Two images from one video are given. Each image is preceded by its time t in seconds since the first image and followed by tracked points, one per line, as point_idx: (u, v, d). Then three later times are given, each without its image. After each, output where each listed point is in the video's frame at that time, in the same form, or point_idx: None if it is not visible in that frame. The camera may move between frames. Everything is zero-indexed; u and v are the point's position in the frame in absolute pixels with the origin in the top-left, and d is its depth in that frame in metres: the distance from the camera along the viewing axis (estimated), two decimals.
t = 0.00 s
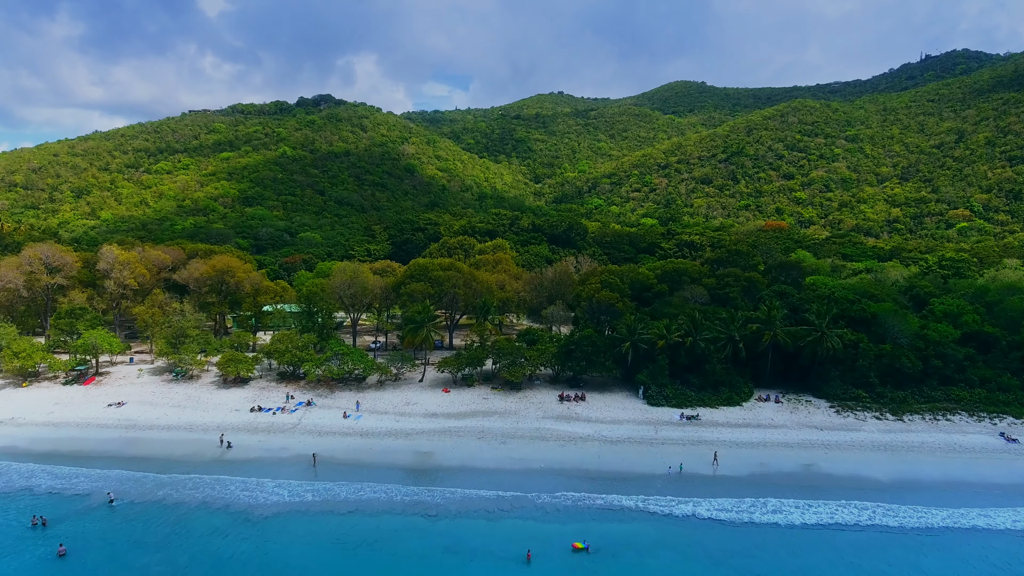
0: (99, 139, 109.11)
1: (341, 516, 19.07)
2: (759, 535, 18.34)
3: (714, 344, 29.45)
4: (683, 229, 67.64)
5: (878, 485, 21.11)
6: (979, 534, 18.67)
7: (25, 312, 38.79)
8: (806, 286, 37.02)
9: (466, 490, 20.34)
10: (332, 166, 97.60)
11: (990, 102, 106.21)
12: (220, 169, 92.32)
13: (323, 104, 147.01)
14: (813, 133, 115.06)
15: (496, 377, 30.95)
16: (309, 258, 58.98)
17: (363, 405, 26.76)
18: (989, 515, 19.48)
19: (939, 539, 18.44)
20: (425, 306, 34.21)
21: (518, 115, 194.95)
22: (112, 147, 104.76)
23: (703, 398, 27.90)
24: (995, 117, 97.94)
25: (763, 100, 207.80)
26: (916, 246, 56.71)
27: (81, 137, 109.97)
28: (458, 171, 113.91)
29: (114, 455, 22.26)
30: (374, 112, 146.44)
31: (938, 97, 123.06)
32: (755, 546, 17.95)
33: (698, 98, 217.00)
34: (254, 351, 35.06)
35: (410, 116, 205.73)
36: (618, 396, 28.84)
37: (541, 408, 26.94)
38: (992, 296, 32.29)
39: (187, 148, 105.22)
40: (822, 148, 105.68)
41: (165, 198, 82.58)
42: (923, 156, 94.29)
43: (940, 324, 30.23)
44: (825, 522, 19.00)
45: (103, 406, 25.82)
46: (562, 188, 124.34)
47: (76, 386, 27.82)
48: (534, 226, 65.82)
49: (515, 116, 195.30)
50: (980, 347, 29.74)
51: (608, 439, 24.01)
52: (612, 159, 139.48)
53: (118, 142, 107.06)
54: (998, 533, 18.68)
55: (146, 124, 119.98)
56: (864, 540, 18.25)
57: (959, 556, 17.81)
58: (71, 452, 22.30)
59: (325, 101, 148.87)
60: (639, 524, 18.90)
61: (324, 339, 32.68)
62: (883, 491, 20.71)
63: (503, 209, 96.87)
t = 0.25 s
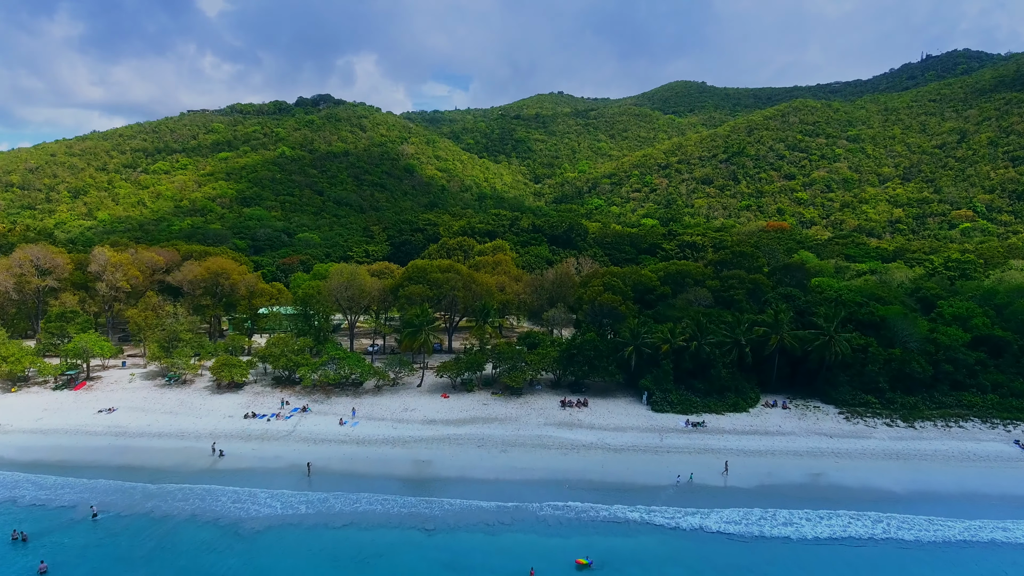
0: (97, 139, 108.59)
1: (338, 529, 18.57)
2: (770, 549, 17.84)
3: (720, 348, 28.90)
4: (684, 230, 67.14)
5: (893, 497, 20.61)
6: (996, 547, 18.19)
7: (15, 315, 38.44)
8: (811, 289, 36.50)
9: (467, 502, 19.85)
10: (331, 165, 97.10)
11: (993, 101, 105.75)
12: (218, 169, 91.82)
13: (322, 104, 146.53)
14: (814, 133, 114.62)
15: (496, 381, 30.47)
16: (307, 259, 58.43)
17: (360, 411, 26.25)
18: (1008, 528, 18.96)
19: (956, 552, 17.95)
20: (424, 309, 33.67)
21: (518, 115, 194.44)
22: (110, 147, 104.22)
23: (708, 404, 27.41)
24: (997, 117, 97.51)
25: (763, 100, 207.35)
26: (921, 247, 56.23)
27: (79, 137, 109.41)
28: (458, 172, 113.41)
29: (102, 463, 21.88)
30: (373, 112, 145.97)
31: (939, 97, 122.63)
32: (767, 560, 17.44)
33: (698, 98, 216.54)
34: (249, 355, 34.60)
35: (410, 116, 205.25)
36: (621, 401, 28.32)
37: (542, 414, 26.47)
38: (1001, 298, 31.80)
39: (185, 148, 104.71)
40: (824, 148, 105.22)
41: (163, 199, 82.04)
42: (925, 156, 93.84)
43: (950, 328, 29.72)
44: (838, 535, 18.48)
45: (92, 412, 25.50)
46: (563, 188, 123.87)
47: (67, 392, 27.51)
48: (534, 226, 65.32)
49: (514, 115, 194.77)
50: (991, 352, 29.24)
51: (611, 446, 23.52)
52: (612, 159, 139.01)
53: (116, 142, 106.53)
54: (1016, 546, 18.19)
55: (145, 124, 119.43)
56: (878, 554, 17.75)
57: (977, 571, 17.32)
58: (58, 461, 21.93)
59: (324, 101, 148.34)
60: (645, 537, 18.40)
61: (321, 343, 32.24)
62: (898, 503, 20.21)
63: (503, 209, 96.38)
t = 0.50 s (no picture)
0: (95, 139, 108.09)
1: (333, 544, 18.07)
2: (780, 564, 17.37)
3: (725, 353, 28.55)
4: (685, 231, 66.65)
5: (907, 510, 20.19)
6: (1014, 562, 17.75)
7: (6, 319, 38.29)
8: (817, 292, 35.99)
9: (469, 515, 19.38)
10: (330, 165, 96.62)
11: (995, 101, 105.25)
12: (217, 169, 91.32)
13: (322, 104, 146.02)
14: (815, 133, 114.15)
15: (496, 387, 29.92)
16: (305, 261, 57.90)
17: (355, 419, 25.89)
18: None
19: (973, 567, 17.49)
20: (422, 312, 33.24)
21: (517, 115, 193.90)
22: (108, 147, 103.75)
23: (714, 411, 27.09)
24: (999, 117, 97.04)
25: (764, 101, 206.79)
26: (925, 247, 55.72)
27: (77, 137, 108.88)
28: (458, 172, 112.91)
29: (89, 472, 21.61)
30: (373, 112, 145.47)
31: (941, 97, 122.18)
32: None
33: (698, 98, 215.98)
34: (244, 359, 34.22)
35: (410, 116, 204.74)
36: (624, 408, 27.94)
37: (543, 422, 26.04)
38: (1011, 301, 31.31)
39: (183, 148, 104.20)
40: (825, 148, 104.76)
41: (160, 199, 81.51)
42: (927, 156, 93.36)
43: (960, 332, 29.27)
44: (852, 550, 18.02)
45: (82, 420, 25.30)
46: (563, 188, 123.38)
47: (56, 398, 27.41)
48: (535, 227, 64.82)
49: (514, 115, 194.22)
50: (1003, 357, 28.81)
51: (615, 456, 23.09)
52: (613, 159, 138.50)
53: (114, 142, 106.00)
54: None
55: (143, 123, 118.89)
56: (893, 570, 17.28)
57: None
58: (46, 469, 21.73)
59: (323, 101, 147.81)
60: (652, 551, 17.91)
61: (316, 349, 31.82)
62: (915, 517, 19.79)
63: (503, 209, 95.89)
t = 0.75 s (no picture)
0: (93, 139, 107.62)
1: (328, 562, 17.49)
2: None
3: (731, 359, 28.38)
4: (687, 232, 66.17)
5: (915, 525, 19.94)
6: None
7: None
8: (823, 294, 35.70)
9: (468, 529, 18.95)
10: (329, 165, 96.12)
11: (998, 101, 104.58)
12: (215, 169, 90.84)
13: (321, 105, 145.53)
14: (817, 133, 113.64)
15: (496, 394, 29.39)
16: (303, 262, 57.42)
17: (351, 426, 25.49)
18: None
19: None
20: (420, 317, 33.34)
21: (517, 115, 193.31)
22: (106, 147, 103.37)
23: (719, 418, 27.07)
24: (1002, 116, 96.45)
25: (765, 101, 206.04)
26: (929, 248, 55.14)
27: (75, 137, 108.43)
28: (458, 172, 112.37)
29: (75, 482, 21.28)
30: (372, 113, 144.98)
31: (943, 97, 121.58)
32: None
33: (699, 99, 215.27)
34: (240, 363, 33.79)
35: (410, 117, 204.29)
36: (628, 416, 27.71)
37: (546, 429, 25.76)
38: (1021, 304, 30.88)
39: (182, 148, 103.77)
40: (827, 148, 104.26)
41: (158, 199, 80.98)
42: (930, 155, 92.79)
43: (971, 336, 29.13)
44: (861, 567, 17.69)
45: (71, 427, 24.98)
46: (563, 188, 122.83)
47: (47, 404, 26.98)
48: (535, 228, 64.27)
49: (514, 116, 193.64)
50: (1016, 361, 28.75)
51: (618, 467, 22.77)
52: (613, 160, 137.97)
53: (112, 142, 105.46)
54: None
55: (142, 123, 118.35)
56: None
57: None
58: (31, 478, 21.35)
59: (323, 101, 147.34)
60: (655, 566, 17.48)
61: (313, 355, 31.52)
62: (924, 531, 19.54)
63: (503, 210, 95.34)
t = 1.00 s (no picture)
0: (91, 139, 107.17)
1: None
2: None
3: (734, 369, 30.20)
4: (688, 233, 65.98)
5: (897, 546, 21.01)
6: None
7: None
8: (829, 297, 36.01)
9: (467, 544, 19.71)
10: (329, 165, 95.77)
11: (1000, 100, 104.16)
12: (214, 169, 90.51)
13: (321, 104, 144.97)
14: (818, 133, 113.29)
15: (495, 403, 29.20)
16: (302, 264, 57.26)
17: (347, 435, 26.35)
18: None
19: None
20: (416, 324, 35.32)
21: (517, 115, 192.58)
22: (104, 147, 103.02)
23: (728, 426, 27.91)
24: (1005, 116, 96.13)
25: (766, 100, 205.12)
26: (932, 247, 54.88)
27: (73, 137, 108.00)
28: (458, 172, 112.00)
29: (70, 493, 22.36)
30: (372, 112, 144.42)
31: (945, 96, 121.10)
32: None
33: (699, 98, 214.39)
34: (234, 368, 34.24)
35: (410, 116, 203.50)
36: (633, 424, 28.10)
37: (547, 438, 26.50)
38: None
39: (181, 148, 103.44)
40: (828, 148, 104.02)
41: (156, 199, 80.59)
42: (932, 155, 92.47)
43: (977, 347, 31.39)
44: None
45: (60, 436, 26.17)
46: (563, 188, 122.36)
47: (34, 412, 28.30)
48: (536, 228, 63.97)
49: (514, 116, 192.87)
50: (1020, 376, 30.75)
51: (618, 481, 23.70)
52: (614, 160, 137.48)
53: (110, 142, 105.03)
54: None
55: (140, 123, 117.84)
56: None
57: None
58: (25, 490, 22.47)
59: (322, 100, 146.85)
60: None
61: (307, 360, 32.34)
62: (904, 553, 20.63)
63: (504, 210, 94.99)
